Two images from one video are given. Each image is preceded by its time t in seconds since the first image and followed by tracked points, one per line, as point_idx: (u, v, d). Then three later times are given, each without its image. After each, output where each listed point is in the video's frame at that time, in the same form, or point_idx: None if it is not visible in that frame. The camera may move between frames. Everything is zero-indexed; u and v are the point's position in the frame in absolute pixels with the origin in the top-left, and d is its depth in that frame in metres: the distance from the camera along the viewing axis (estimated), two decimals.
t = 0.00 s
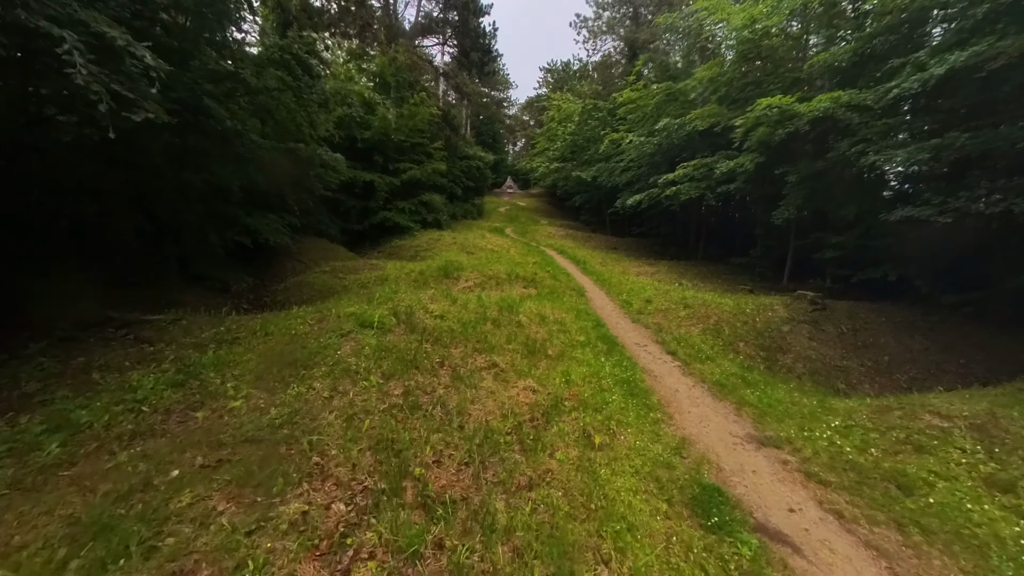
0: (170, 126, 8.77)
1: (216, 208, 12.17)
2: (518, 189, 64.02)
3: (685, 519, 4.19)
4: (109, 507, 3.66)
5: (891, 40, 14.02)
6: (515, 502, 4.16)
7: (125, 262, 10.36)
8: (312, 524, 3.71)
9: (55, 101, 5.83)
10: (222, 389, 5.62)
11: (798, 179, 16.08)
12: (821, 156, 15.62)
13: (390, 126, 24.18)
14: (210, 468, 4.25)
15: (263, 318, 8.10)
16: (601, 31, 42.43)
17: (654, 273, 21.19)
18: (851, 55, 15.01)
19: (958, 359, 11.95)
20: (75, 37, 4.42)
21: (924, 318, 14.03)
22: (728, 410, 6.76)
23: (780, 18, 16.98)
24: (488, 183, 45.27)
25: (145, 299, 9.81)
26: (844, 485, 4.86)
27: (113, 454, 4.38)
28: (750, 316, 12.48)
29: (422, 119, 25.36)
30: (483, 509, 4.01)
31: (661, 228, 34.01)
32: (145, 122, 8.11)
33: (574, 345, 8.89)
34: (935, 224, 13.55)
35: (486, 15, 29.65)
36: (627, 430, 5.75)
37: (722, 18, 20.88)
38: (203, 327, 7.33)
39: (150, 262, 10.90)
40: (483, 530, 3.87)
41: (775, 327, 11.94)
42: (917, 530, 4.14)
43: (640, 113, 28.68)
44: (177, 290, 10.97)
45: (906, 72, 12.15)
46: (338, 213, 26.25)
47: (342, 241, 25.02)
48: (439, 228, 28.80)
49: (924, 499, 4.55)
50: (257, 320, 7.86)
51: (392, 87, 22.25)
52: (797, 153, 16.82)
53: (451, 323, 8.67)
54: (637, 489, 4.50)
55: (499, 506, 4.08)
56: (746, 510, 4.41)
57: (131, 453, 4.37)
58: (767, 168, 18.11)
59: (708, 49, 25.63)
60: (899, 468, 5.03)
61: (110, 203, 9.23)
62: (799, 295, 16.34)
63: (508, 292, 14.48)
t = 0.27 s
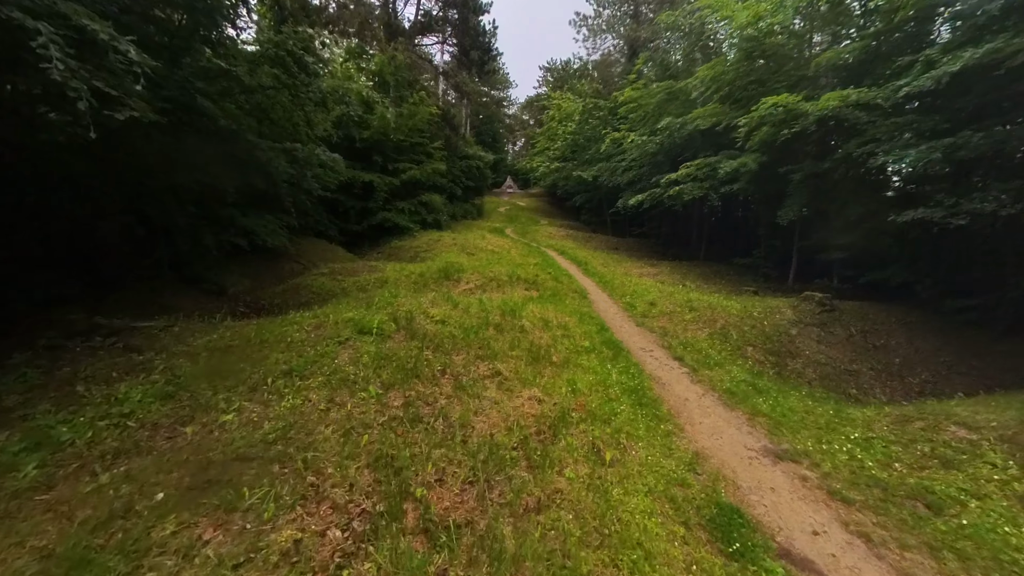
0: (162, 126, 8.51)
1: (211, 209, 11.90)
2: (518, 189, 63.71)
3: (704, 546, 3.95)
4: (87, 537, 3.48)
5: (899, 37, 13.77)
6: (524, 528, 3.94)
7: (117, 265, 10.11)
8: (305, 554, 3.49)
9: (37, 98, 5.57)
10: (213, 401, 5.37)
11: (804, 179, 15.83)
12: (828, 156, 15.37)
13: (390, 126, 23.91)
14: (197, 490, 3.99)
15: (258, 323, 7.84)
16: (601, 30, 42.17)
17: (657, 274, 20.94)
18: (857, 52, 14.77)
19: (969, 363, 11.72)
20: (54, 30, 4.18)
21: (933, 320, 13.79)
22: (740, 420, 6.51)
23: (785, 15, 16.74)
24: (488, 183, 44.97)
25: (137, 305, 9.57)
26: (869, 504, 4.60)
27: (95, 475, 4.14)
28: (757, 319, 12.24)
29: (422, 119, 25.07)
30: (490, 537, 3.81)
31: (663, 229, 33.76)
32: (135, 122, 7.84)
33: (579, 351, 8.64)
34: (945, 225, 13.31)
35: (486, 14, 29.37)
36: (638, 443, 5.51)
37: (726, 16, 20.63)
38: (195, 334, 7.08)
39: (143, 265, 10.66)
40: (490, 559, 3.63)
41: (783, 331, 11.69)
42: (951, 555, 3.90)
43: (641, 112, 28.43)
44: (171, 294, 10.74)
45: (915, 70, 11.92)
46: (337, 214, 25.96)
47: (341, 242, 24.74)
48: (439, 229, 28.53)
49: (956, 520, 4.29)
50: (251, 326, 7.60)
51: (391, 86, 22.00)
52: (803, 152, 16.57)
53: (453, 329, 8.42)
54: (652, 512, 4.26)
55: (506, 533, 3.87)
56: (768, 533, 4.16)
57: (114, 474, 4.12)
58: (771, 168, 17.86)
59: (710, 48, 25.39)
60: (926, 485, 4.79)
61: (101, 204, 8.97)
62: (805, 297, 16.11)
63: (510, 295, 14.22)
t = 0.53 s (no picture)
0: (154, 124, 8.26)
1: (206, 209, 11.65)
2: (518, 188, 63.45)
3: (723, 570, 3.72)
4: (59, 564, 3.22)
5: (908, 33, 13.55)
6: (531, 551, 3.74)
7: (108, 267, 9.87)
8: None
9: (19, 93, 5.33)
10: (201, 412, 5.13)
11: (810, 178, 15.58)
12: (834, 155, 15.14)
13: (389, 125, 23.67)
14: (181, 511, 3.75)
15: (251, 328, 7.59)
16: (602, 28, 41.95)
17: (659, 275, 20.70)
18: (865, 49, 14.53)
19: (979, 364, 11.48)
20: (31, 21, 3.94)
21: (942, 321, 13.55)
22: (753, 428, 6.25)
23: (788, 12, 16.53)
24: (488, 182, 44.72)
25: (128, 309, 9.35)
26: (894, 521, 4.35)
27: (73, 494, 3.89)
28: (764, 321, 12.01)
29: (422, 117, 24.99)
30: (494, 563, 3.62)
31: (665, 228, 33.51)
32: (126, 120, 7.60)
33: (583, 355, 8.40)
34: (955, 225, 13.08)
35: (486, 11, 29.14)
36: (648, 454, 5.26)
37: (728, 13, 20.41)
38: (186, 339, 6.83)
39: (136, 266, 10.42)
40: None
41: (790, 333, 11.46)
42: None
43: (642, 111, 28.21)
44: (165, 296, 10.53)
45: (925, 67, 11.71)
46: (335, 214, 25.71)
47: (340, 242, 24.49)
48: (438, 229, 28.29)
49: (988, 539, 4.05)
50: (244, 331, 7.35)
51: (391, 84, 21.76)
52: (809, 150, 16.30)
53: (454, 333, 8.17)
54: (666, 532, 4.03)
55: (512, 557, 3.68)
56: (789, 555, 3.93)
57: (92, 493, 3.88)
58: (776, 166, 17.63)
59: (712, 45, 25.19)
60: (952, 500, 4.55)
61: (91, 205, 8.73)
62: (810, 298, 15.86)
63: (512, 296, 13.99)
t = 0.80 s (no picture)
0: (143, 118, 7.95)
1: (200, 208, 11.34)
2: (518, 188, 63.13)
3: None
4: None
5: (919, 27, 13.25)
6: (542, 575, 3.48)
7: (98, 267, 9.57)
8: None
9: None
10: (188, 421, 4.84)
11: (817, 175, 15.29)
12: (841, 152, 14.86)
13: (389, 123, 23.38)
14: (162, 533, 3.47)
15: (245, 330, 7.30)
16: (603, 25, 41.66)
17: (663, 274, 20.41)
18: (875, 44, 14.24)
19: (992, 364, 11.21)
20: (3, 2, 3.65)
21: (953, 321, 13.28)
22: (769, 436, 5.97)
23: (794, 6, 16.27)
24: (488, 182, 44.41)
25: (119, 311, 9.06)
26: (928, 538, 4.09)
27: (45, 513, 3.60)
28: (772, 322, 11.74)
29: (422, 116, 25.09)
30: None
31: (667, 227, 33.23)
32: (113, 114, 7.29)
33: (589, 358, 8.13)
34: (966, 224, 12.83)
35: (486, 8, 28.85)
36: (661, 465, 4.98)
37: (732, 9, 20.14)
38: (176, 342, 6.53)
39: (127, 266, 10.12)
40: None
41: (800, 334, 11.19)
42: None
43: (644, 108, 27.94)
44: (157, 297, 10.24)
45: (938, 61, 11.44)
46: (334, 213, 25.40)
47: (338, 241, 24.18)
48: (438, 228, 27.99)
49: None
50: (237, 333, 7.06)
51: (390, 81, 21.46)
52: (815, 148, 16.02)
53: (455, 335, 7.90)
54: (686, 553, 3.76)
55: None
56: None
57: (66, 512, 3.59)
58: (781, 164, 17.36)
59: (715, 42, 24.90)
60: (988, 515, 4.30)
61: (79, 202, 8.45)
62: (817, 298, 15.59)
63: (514, 296, 13.71)
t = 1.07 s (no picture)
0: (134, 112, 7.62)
1: (196, 206, 11.01)
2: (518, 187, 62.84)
3: None
4: None
5: (934, 20, 12.92)
6: None
7: (89, 267, 9.25)
8: None
9: None
10: (177, 432, 4.51)
11: (827, 173, 14.97)
12: (852, 149, 14.55)
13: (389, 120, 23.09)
14: (147, 560, 3.16)
15: (240, 333, 6.97)
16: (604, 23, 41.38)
17: (667, 274, 20.09)
18: (888, 37, 13.91)
19: (1011, 366, 10.90)
20: None
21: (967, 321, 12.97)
22: (794, 445, 5.65)
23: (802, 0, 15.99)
24: (488, 181, 44.08)
25: (110, 312, 8.75)
26: (979, 558, 3.83)
27: (15, 538, 3.26)
28: (784, 323, 11.45)
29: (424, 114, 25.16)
30: None
31: (670, 226, 32.92)
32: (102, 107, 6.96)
33: (599, 361, 7.81)
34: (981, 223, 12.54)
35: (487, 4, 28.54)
36: (684, 477, 4.68)
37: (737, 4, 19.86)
38: (167, 347, 6.20)
39: (120, 266, 9.80)
40: None
41: (813, 335, 10.88)
42: None
43: (646, 106, 27.64)
44: (151, 298, 9.92)
45: (955, 54, 11.13)
46: (334, 212, 25.07)
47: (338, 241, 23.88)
48: (439, 228, 27.66)
49: None
50: (232, 336, 6.73)
51: (391, 78, 21.15)
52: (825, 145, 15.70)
53: (460, 338, 7.58)
54: None
55: None
56: None
57: (38, 538, 3.24)
58: (790, 161, 17.02)
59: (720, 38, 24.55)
60: None
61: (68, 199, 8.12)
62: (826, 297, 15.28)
63: (518, 297, 13.41)
